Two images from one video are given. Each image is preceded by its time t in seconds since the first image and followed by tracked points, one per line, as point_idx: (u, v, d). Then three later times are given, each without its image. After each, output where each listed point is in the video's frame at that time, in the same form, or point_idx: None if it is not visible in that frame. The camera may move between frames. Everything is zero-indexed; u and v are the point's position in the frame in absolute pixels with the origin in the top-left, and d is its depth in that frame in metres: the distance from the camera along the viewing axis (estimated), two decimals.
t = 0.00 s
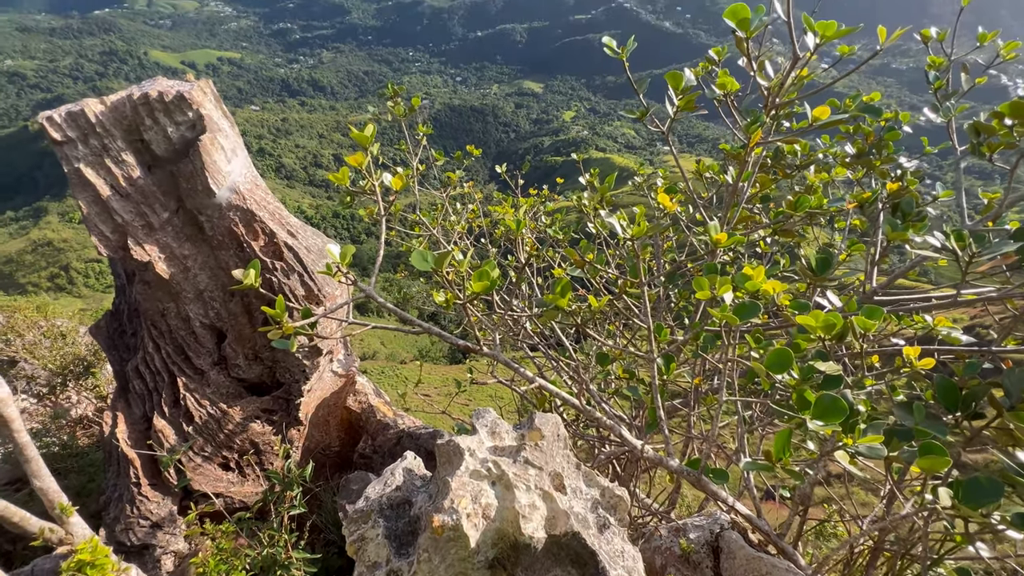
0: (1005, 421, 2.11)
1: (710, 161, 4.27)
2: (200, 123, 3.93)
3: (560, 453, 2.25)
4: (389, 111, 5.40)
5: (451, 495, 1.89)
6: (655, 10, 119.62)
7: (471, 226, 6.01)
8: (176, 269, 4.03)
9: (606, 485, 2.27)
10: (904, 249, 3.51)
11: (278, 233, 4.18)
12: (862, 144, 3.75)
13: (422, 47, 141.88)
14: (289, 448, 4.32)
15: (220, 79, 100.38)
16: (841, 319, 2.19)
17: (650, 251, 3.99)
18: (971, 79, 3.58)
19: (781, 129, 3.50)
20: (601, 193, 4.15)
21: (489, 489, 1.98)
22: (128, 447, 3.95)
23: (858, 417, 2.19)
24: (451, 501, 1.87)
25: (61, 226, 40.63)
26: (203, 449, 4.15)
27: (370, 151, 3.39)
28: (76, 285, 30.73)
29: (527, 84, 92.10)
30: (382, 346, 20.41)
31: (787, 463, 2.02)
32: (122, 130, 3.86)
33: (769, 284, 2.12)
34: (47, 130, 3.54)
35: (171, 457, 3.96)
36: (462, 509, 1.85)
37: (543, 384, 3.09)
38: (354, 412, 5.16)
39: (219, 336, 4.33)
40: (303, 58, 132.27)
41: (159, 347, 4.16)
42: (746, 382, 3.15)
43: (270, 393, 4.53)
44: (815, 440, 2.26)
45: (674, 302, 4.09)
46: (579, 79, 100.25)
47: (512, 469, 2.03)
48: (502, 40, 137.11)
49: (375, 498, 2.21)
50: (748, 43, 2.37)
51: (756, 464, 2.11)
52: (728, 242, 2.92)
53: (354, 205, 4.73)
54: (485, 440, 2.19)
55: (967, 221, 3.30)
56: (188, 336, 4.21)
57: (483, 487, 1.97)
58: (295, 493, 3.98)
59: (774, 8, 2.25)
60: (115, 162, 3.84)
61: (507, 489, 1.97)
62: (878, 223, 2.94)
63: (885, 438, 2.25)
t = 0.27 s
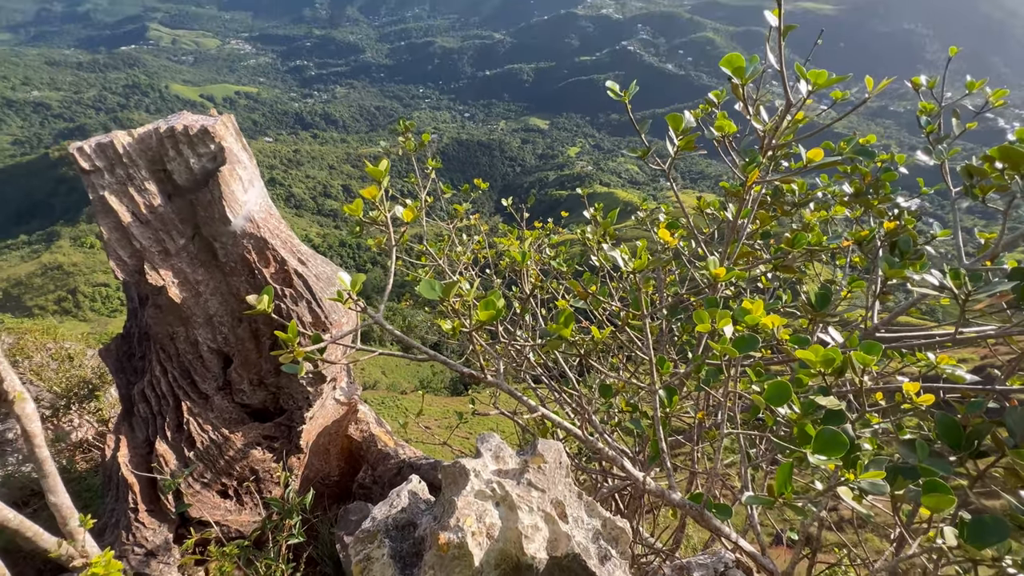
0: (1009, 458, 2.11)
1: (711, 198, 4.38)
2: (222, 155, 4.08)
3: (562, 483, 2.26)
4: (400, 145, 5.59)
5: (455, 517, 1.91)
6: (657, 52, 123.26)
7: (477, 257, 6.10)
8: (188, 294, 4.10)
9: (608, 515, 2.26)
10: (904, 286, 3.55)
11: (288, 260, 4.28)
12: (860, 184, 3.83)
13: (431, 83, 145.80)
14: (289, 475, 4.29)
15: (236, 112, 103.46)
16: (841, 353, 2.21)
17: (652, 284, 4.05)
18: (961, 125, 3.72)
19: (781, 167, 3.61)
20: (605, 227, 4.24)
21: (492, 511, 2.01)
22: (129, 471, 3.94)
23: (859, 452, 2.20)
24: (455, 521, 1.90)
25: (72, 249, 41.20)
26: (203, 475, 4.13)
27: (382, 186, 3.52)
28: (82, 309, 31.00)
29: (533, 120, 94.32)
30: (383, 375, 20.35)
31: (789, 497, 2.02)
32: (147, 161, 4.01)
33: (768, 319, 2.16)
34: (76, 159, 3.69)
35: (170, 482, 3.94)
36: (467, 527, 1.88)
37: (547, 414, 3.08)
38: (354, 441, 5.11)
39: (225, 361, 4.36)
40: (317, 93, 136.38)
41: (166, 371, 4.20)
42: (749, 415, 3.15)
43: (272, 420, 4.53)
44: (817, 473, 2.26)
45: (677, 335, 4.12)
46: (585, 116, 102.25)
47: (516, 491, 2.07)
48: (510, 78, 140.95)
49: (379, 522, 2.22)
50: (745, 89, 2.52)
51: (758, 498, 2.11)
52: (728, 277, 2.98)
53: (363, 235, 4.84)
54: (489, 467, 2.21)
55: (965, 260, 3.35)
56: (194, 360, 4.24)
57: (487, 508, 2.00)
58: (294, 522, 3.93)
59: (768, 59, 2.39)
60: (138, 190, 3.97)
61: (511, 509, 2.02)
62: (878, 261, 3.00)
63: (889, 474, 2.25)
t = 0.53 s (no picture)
0: None
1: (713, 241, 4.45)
2: (239, 193, 4.20)
3: (566, 526, 2.24)
4: (410, 185, 5.74)
5: (460, 559, 1.91)
6: (660, 96, 126.54)
7: (481, 293, 6.14)
8: (196, 326, 4.15)
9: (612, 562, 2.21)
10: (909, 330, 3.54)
11: (297, 294, 4.34)
12: (860, 229, 3.89)
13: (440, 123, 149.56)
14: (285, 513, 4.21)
15: (249, 147, 106.11)
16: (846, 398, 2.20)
17: (655, 325, 4.07)
18: (956, 175, 3.82)
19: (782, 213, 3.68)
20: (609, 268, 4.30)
21: (497, 553, 2.00)
22: (124, 506, 3.88)
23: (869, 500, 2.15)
24: (460, 564, 1.89)
25: (80, 278, 41.65)
26: (198, 512, 4.06)
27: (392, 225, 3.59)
28: (85, 338, 31.08)
29: (539, 160, 96.17)
30: (382, 410, 20.18)
31: (799, 548, 1.96)
32: (166, 197, 4.13)
33: (772, 363, 2.16)
34: (100, 195, 3.82)
35: (166, 517, 3.88)
36: (472, 570, 1.87)
37: (549, 456, 3.04)
38: (353, 479, 5.02)
39: (228, 395, 4.36)
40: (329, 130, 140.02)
41: (169, 403, 4.20)
42: (756, 460, 3.09)
43: (271, 454, 4.49)
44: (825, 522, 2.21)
45: (681, 376, 4.11)
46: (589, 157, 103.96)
47: (520, 534, 2.07)
48: (516, 119, 144.46)
49: (382, 564, 2.18)
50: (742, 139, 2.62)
51: (766, 547, 2.06)
52: (731, 320, 3.00)
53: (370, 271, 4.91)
54: (493, 508, 2.19)
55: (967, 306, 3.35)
56: (198, 393, 4.25)
57: (491, 551, 1.98)
58: (288, 563, 3.84)
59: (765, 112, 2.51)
60: (156, 225, 4.08)
61: (515, 553, 2.01)
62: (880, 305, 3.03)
63: (900, 526, 2.20)
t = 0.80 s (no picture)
0: None
1: (714, 284, 4.47)
2: (249, 231, 4.27)
3: None
4: (417, 224, 5.82)
5: None
6: (662, 139, 129.27)
7: (483, 333, 6.14)
8: (198, 361, 4.14)
9: None
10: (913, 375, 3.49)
11: (300, 331, 4.35)
12: (860, 274, 3.91)
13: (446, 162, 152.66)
14: (275, 558, 4.08)
15: (259, 183, 108.43)
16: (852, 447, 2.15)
17: (658, 366, 4.04)
18: (953, 223, 3.89)
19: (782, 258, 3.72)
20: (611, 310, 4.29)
21: None
22: (111, 548, 3.78)
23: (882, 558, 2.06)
24: None
25: (84, 308, 41.86)
26: (186, 556, 3.92)
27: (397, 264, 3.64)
28: (84, 368, 30.94)
29: (542, 200, 97.65)
30: (379, 449, 19.81)
31: None
32: (178, 235, 4.20)
33: (776, 410, 2.13)
34: (115, 232, 3.89)
35: (151, 561, 3.76)
36: None
37: (551, 504, 2.96)
38: (347, 523, 4.89)
39: (225, 433, 4.30)
40: (338, 168, 143.12)
41: (165, 441, 4.15)
42: (761, 512, 3.00)
43: (265, 496, 4.39)
44: None
45: (684, 422, 4.05)
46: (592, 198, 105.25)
47: None
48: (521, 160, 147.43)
49: None
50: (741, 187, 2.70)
51: None
52: (732, 365, 2.97)
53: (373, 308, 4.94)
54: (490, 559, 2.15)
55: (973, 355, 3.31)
56: (195, 430, 4.21)
57: None
58: None
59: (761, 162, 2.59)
60: (166, 261, 4.13)
61: None
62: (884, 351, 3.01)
63: None
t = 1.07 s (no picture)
0: None
1: (715, 323, 4.47)
2: (254, 269, 4.31)
3: None
4: (419, 262, 5.88)
5: None
6: (662, 179, 131.34)
7: (484, 371, 6.10)
8: (195, 399, 4.11)
9: None
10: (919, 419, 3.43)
11: (299, 368, 4.32)
12: (862, 314, 3.91)
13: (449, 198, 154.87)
14: None
15: (264, 218, 109.82)
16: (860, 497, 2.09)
17: (661, 408, 4.00)
18: (953, 265, 3.91)
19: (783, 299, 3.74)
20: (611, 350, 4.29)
21: None
22: None
23: None
24: None
25: (83, 340, 41.68)
26: None
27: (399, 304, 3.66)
28: (77, 401, 30.54)
29: (544, 236, 98.56)
30: (375, 490, 19.26)
31: None
32: (184, 271, 4.23)
33: (783, 458, 2.09)
34: (121, 268, 3.94)
35: None
36: None
37: (553, 552, 2.86)
38: (339, 570, 4.72)
39: (219, 473, 4.21)
40: (343, 204, 145.27)
41: (157, 481, 4.08)
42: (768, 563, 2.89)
43: (256, 540, 4.26)
44: None
45: (686, 465, 3.98)
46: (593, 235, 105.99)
47: None
48: (523, 198, 149.67)
49: None
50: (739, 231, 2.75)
51: None
52: (735, 410, 2.93)
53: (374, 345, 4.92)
54: None
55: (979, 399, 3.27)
56: (187, 470, 4.13)
57: None
58: None
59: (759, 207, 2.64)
60: (169, 297, 4.15)
61: None
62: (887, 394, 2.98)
63: None
